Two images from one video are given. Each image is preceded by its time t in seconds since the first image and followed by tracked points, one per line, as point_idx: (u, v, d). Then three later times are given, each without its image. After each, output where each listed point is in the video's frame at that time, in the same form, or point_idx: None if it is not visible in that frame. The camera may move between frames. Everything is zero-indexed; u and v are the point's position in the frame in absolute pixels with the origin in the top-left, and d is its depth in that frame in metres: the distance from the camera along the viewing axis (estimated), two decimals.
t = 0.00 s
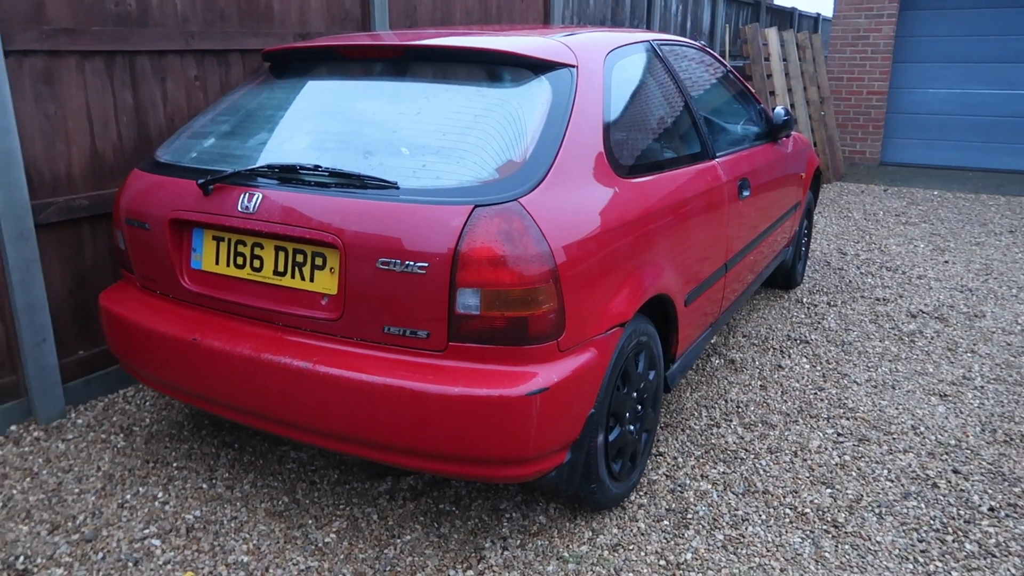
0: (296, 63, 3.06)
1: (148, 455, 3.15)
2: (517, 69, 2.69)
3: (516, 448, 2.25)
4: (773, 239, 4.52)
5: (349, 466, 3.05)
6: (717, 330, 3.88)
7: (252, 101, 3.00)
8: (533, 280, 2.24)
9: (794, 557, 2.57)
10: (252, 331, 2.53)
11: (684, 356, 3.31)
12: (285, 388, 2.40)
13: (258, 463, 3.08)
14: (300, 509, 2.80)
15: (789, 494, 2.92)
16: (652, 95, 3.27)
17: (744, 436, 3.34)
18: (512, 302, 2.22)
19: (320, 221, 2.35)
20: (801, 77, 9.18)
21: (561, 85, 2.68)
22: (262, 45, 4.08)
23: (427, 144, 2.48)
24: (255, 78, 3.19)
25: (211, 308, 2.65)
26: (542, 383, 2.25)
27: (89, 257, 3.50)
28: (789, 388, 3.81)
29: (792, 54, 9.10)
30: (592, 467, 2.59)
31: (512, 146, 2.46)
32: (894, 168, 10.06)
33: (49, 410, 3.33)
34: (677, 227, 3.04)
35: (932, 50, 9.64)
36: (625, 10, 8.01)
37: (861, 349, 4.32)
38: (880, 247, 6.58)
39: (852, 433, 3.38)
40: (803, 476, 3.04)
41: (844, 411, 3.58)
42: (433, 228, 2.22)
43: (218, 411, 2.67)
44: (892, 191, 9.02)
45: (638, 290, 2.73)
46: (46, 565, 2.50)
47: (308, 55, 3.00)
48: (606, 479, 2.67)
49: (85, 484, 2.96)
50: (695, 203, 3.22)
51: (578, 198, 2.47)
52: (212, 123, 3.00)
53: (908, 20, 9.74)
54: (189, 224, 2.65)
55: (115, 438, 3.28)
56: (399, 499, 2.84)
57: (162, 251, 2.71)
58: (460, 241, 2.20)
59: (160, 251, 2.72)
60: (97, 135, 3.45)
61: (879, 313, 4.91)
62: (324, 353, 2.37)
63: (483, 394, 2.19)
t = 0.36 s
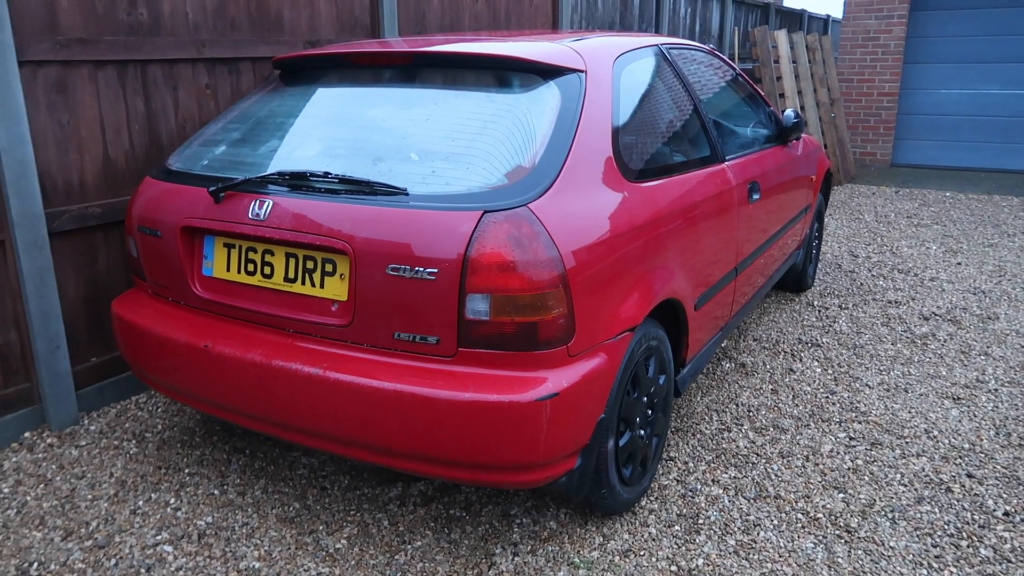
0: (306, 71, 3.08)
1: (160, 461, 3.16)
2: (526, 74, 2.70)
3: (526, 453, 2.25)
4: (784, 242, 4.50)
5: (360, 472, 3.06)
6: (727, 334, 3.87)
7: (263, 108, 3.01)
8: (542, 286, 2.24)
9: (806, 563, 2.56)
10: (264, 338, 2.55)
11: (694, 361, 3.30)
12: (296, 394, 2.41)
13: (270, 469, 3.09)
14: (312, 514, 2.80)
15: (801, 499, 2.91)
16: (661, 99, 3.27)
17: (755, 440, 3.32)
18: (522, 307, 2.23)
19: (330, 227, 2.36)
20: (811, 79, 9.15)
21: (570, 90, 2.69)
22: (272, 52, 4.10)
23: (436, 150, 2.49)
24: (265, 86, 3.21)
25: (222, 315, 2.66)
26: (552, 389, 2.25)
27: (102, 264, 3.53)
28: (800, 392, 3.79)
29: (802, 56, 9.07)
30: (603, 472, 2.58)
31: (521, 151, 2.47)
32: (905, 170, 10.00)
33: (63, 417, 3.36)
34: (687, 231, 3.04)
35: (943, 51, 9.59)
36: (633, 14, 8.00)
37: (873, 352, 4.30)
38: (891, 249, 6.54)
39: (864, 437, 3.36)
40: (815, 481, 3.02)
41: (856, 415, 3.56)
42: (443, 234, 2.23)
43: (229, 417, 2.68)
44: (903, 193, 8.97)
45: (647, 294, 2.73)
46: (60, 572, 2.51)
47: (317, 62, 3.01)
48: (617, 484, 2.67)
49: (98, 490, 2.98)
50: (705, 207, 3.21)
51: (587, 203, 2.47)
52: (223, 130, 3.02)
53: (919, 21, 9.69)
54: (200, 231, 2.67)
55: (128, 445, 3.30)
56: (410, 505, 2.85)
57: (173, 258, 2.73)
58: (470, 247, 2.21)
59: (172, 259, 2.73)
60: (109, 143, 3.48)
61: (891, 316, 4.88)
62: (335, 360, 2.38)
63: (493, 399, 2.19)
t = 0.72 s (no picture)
0: (311, 74, 3.08)
1: (166, 464, 3.17)
2: (531, 78, 2.70)
3: (531, 457, 2.25)
4: (789, 245, 4.50)
5: (365, 475, 3.06)
6: (733, 338, 3.86)
7: (268, 112, 3.02)
8: (547, 289, 2.24)
9: (812, 567, 2.55)
10: (269, 341, 2.55)
11: (700, 364, 3.30)
12: (301, 397, 2.41)
13: (275, 472, 3.09)
14: (316, 518, 2.80)
15: (807, 503, 2.90)
16: (666, 102, 3.27)
17: (761, 444, 3.31)
18: (526, 310, 2.22)
19: (335, 231, 2.37)
20: (816, 82, 9.14)
21: (575, 94, 2.69)
22: (277, 56, 4.11)
23: (441, 153, 2.49)
24: (271, 89, 3.21)
25: (227, 318, 2.66)
26: (557, 392, 2.24)
27: (108, 267, 3.54)
28: (806, 395, 3.78)
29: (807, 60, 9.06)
30: (608, 475, 2.58)
31: (525, 154, 2.47)
32: (911, 173, 9.98)
33: (69, 420, 3.36)
34: (692, 234, 3.03)
35: (948, 54, 9.57)
36: (638, 18, 8.01)
37: (879, 356, 4.28)
38: (897, 252, 6.52)
39: (870, 441, 3.34)
40: (821, 485, 3.01)
41: (862, 419, 3.55)
42: (447, 237, 2.23)
43: (235, 420, 2.68)
44: (909, 196, 8.94)
45: (653, 298, 2.72)
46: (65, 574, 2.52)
47: (322, 66, 3.02)
48: (622, 488, 2.66)
49: (104, 493, 2.98)
50: (710, 211, 3.21)
51: (592, 207, 2.47)
52: (228, 134, 3.03)
53: (924, 24, 9.67)
54: (206, 235, 2.68)
55: (133, 448, 3.30)
56: (415, 508, 2.85)
57: (179, 261, 2.74)
58: (474, 250, 2.21)
59: (178, 262, 2.74)
60: (116, 147, 3.49)
61: (897, 319, 4.87)
62: (340, 363, 2.38)
63: (498, 403, 2.19)
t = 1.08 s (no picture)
0: (299, 77, 3.10)
1: (155, 467, 3.18)
2: (517, 80, 2.72)
3: (517, 457, 2.27)
4: (777, 245, 4.53)
5: (354, 476, 3.07)
6: (720, 337, 3.89)
7: (256, 115, 3.03)
8: (533, 290, 2.26)
9: (797, 563, 2.58)
10: (257, 343, 2.56)
11: (687, 363, 3.32)
12: (289, 399, 2.43)
13: (264, 474, 3.10)
14: (306, 519, 2.82)
15: (793, 500, 2.92)
16: (653, 103, 3.29)
17: (748, 442, 3.34)
18: (512, 310, 2.24)
19: (322, 233, 2.38)
20: (805, 82, 9.19)
21: (561, 95, 2.71)
22: (266, 59, 4.12)
23: (428, 155, 2.51)
24: (259, 92, 3.23)
25: (216, 321, 2.68)
26: (543, 392, 2.26)
27: (97, 271, 3.54)
28: (793, 393, 3.81)
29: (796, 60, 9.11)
30: (594, 474, 2.60)
31: (511, 156, 2.49)
32: (900, 172, 10.03)
33: (58, 424, 3.37)
34: (678, 234, 3.06)
35: (936, 53, 9.63)
36: (627, 19, 8.04)
37: (866, 354, 4.32)
38: (885, 250, 6.57)
39: (856, 438, 3.37)
40: (807, 481, 3.04)
41: (848, 416, 3.58)
42: (434, 239, 2.25)
43: (223, 423, 2.70)
44: (898, 195, 8.99)
45: (639, 297, 2.75)
46: None
47: (310, 69, 3.03)
48: (609, 487, 2.68)
49: (93, 497, 2.99)
50: (696, 211, 3.23)
51: (578, 208, 2.49)
52: (216, 137, 3.04)
53: (912, 24, 9.74)
54: (193, 238, 2.69)
55: (123, 451, 3.31)
56: (404, 509, 2.86)
57: (167, 265, 2.75)
58: (460, 252, 2.23)
59: (166, 265, 2.75)
60: (104, 151, 3.50)
61: (884, 317, 4.90)
62: (327, 364, 2.40)
63: (485, 403, 2.21)
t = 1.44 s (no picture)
0: (290, 72, 3.08)
1: (143, 462, 3.16)
2: (508, 75, 2.71)
3: (507, 452, 2.26)
4: (767, 243, 4.54)
5: (344, 472, 3.06)
6: (711, 333, 3.89)
7: (246, 109, 3.02)
8: (524, 285, 2.26)
9: (786, 558, 2.58)
10: (246, 338, 2.55)
11: (677, 360, 3.33)
12: (278, 394, 2.41)
13: (253, 470, 3.09)
14: (295, 514, 2.81)
15: (782, 496, 2.93)
16: (644, 100, 3.29)
17: (738, 439, 3.35)
18: (503, 306, 2.24)
19: (312, 227, 2.37)
20: (796, 81, 9.22)
21: (552, 91, 2.71)
22: (256, 54, 4.10)
23: (418, 151, 2.50)
24: (249, 87, 3.21)
25: (205, 316, 2.66)
26: (534, 388, 2.26)
27: (85, 265, 3.52)
28: (782, 390, 3.83)
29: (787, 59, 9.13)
30: (584, 470, 2.60)
31: (502, 151, 2.48)
32: (890, 171, 10.08)
33: (45, 419, 3.34)
34: (669, 231, 3.06)
35: (925, 54, 9.68)
36: (619, 17, 8.04)
37: (855, 351, 4.34)
38: (875, 249, 6.59)
39: (845, 435, 3.39)
40: (796, 478, 3.05)
41: (838, 413, 3.59)
42: (424, 233, 2.24)
43: (212, 418, 2.68)
44: (887, 194, 9.03)
45: (629, 294, 2.75)
46: (40, 573, 2.50)
47: (301, 64, 3.02)
48: (599, 482, 2.68)
49: (79, 492, 2.97)
50: (687, 207, 3.23)
51: (569, 203, 2.49)
52: (206, 131, 3.03)
53: (902, 24, 9.78)
54: (182, 232, 2.67)
55: (111, 446, 3.29)
56: (393, 504, 2.85)
57: (155, 259, 2.73)
58: (450, 247, 2.22)
59: (154, 260, 2.73)
60: (92, 145, 3.47)
61: (873, 315, 4.92)
62: (317, 359, 2.39)
63: (475, 398, 2.21)
